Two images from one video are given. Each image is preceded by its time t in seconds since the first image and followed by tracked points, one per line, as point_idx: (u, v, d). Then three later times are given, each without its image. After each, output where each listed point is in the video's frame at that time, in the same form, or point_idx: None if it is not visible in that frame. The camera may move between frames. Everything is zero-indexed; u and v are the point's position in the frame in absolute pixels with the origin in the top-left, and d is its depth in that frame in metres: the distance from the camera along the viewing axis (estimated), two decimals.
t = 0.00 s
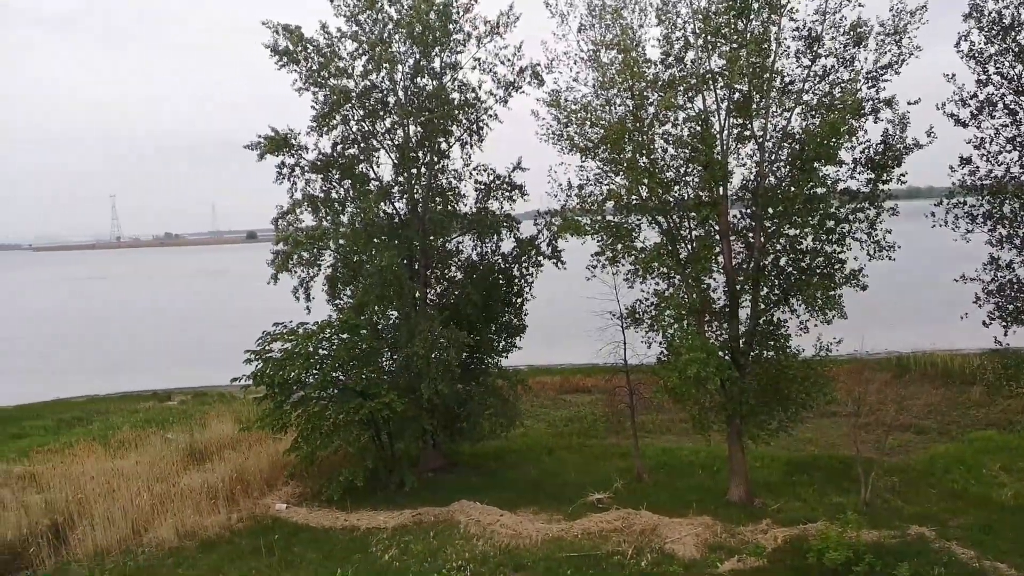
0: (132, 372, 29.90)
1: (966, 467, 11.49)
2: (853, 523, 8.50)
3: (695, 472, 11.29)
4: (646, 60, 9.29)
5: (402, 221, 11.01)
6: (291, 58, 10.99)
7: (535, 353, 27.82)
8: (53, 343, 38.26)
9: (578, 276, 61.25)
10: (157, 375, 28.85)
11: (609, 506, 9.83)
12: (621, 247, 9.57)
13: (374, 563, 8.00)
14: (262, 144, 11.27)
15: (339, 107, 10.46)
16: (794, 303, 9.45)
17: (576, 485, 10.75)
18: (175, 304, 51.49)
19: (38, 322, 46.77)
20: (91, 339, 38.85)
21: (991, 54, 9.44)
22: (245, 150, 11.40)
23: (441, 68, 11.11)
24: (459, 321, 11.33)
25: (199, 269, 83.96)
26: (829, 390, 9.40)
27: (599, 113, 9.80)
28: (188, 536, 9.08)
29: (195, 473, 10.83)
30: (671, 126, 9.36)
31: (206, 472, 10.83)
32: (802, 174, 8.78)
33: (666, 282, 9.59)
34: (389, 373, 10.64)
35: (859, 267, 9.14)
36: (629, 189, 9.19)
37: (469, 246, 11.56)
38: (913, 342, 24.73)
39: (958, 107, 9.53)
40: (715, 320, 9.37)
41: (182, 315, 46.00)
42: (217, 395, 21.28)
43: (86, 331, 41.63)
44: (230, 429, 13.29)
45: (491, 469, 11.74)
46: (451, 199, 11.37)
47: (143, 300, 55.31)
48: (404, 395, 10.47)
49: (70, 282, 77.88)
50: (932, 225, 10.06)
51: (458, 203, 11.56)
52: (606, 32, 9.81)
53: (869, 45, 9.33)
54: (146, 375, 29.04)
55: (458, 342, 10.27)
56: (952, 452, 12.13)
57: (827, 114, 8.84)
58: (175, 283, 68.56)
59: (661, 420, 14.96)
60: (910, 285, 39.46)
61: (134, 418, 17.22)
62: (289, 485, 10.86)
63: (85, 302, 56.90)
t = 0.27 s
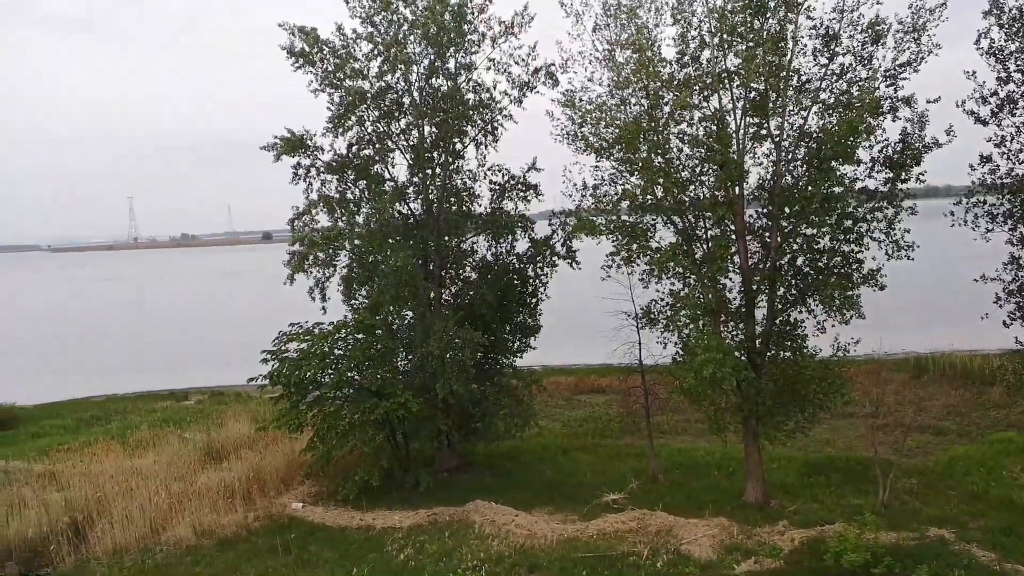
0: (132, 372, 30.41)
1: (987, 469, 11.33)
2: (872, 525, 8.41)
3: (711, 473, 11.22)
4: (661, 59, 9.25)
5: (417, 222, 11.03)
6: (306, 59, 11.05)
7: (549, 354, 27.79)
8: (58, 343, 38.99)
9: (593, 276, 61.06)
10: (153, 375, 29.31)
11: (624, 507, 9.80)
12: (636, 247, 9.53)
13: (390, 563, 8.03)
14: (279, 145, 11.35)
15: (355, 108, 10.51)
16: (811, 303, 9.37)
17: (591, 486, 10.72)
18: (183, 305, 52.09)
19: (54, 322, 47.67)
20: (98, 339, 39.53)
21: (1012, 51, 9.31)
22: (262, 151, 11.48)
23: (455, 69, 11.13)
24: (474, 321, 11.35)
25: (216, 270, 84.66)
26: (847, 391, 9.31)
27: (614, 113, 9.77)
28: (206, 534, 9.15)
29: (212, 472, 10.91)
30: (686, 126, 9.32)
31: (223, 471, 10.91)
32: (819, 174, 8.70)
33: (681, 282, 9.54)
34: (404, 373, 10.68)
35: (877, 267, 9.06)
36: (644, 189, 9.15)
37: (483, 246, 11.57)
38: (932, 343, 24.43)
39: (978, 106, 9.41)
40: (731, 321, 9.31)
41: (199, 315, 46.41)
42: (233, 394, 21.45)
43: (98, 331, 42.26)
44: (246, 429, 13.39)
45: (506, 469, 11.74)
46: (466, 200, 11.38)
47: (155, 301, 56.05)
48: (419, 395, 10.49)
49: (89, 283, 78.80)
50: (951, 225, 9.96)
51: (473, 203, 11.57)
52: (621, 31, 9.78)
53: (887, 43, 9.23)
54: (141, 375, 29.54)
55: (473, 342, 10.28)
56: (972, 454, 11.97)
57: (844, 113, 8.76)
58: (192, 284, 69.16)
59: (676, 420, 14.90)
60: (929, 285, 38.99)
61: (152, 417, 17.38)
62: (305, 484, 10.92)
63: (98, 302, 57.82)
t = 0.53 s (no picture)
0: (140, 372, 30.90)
1: (1011, 471, 11.16)
2: (893, 527, 8.32)
3: (729, 474, 11.16)
4: (678, 58, 9.20)
5: (434, 222, 11.06)
6: (324, 61, 11.11)
7: (565, 354, 27.74)
8: (75, 343, 39.66)
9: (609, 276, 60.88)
10: (154, 376, 29.67)
11: (641, 508, 9.76)
12: (653, 246, 9.49)
13: (407, 562, 8.06)
14: (297, 145, 11.43)
15: (372, 109, 10.56)
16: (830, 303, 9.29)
17: (608, 486, 10.69)
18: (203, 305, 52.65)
19: (65, 322, 48.61)
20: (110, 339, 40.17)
21: None
22: (280, 151, 11.57)
23: (472, 69, 11.14)
24: (490, 321, 11.37)
25: (234, 270, 85.42)
26: (867, 392, 9.21)
27: (630, 112, 9.74)
28: (225, 533, 9.23)
29: (230, 470, 11.02)
30: (704, 125, 9.27)
31: (242, 470, 11.01)
32: (839, 172, 8.61)
33: (698, 282, 9.48)
34: (420, 372, 10.72)
35: (898, 266, 8.97)
36: (661, 188, 9.10)
37: (500, 246, 11.58)
38: (954, 343, 24.09)
39: (1002, 102, 9.27)
40: (749, 321, 9.25)
41: (218, 315, 46.85)
42: (253, 393, 21.61)
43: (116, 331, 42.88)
44: (264, 428, 13.50)
45: (522, 469, 11.75)
46: (482, 200, 11.39)
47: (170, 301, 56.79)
48: (435, 395, 10.53)
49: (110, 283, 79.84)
50: (973, 223, 9.82)
51: (490, 203, 11.58)
52: (638, 30, 9.74)
53: (909, 40, 9.11)
54: (142, 376, 29.93)
55: (490, 342, 10.30)
56: (995, 456, 11.80)
57: (864, 111, 8.67)
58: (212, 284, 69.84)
59: (694, 421, 14.83)
60: (950, 284, 38.46)
61: (172, 416, 17.56)
62: (322, 483, 11.00)
63: (115, 303, 58.67)
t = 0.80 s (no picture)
0: (153, 370, 31.23)
1: None
2: (917, 532, 8.20)
3: (749, 476, 11.06)
4: (700, 58, 9.15)
5: (453, 222, 11.09)
6: (345, 61, 11.19)
7: (584, 354, 27.67)
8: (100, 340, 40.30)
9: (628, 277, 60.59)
10: (177, 374, 30.05)
11: (660, 510, 9.71)
12: (674, 247, 9.44)
13: (425, 560, 8.09)
14: (318, 145, 11.52)
15: (393, 109, 10.61)
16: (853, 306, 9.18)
17: (627, 487, 10.66)
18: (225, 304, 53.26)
19: (70, 321, 48.74)
20: (125, 337, 40.64)
21: None
22: (302, 151, 11.66)
23: (492, 69, 11.16)
24: (509, 321, 11.38)
25: (255, 269, 86.25)
26: (891, 395, 9.09)
27: (651, 112, 9.69)
28: (245, 529, 9.34)
29: (251, 468, 11.13)
30: (725, 125, 9.21)
31: (263, 467, 11.12)
32: (863, 173, 8.49)
33: (719, 283, 9.40)
34: (439, 372, 10.75)
35: (923, 268, 8.85)
36: (682, 189, 9.02)
37: (520, 246, 11.58)
38: (980, 346, 23.68)
39: None
40: (771, 323, 9.16)
41: (239, 314, 47.33)
42: (274, 392, 21.81)
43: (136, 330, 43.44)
44: (285, 425, 13.62)
45: (541, 469, 11.75)
46: (502, 200, 11.38)
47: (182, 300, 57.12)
48: (455, 395, 10.56)
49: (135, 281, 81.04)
50: (1000, 225, 9.67)
51: (510, 203, 11.59)
52: (660, 30, 9.69)
53: (935, 39, 8.98)
54: (165, 373, 30.32)
55: (509, 342, 10.31)
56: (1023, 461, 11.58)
57: (890, 111, 8.56)
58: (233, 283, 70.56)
59: (713, 423, 14.74)
60: (977, 287, 37.80)
61: (195, 413, 17.78)
62: (342, 481, 11.08)
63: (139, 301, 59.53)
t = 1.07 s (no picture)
0: (167, 367, 31.56)
1: None
2: (943, 540, 8.07)
3: (771, 480, 10.96)
4: (725, 58, 9.08)
5: (475, 221, 11.11)
6: (370, 61, 11.23)
7: (604, 355, 27.58)
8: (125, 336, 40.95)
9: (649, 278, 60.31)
10: (200, 370, 30.42)
11: (681, 512, 9.65)
12: (696, 248, 9.38)
13: (445, 559, 8.11)
14: (342, 145, 11.59)
15: (416, 109, 10.65)
16: (879, 309, 9.07)
17: (647, 489, 10.60)
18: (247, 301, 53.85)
19: (88, 319, 49.43)
20: (145, 335, 41.18)
21: None
22: (325, 151, 11.74)
23: (515, 70, 11.16)
24: (530, 321, 11.38)
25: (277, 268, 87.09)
26: (917, 400, 8.96)
27: (675, 113, 9.64)
28: (268, 525, 9.43)
29: (273, 464, 11.25)
30: (750, 125, 9.14)
31: (285, 463, 11.22)
32: (890, 174, 8.38)
33: (743, 285, 9.23)
34: (460, 371, 10.77)
35: (950, 272, 8.73)
36: (706, 189, 8.88)
37: (541, 246, 11.56)
38: (1009, 351, 23.24)
39: None
40: (795, 326, 9.06)
41: (262, 311, 47.81)
42: (296, 389, 22.00)
43: (161, 326, 44.04)
44: (306, 423, 13.74)
45: (561, 470, 11.73)
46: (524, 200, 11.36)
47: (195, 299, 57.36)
48: (475, 394, 10.57)
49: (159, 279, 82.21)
50: None
51: (532, 204, 11.59)
52: (684, 30, 9.63)
53: (966, 39, 8.84)
54: (188, 370, 30.71)
55: (530, 343, 10.31)
56: None
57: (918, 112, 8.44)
58: (255, 281, 71.22)
59: (735, 426, 14.63)
60: (1005, 291, 37.11)
61: (218, 409, 18.00)
62: (363, 479, 11.16)
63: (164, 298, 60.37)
